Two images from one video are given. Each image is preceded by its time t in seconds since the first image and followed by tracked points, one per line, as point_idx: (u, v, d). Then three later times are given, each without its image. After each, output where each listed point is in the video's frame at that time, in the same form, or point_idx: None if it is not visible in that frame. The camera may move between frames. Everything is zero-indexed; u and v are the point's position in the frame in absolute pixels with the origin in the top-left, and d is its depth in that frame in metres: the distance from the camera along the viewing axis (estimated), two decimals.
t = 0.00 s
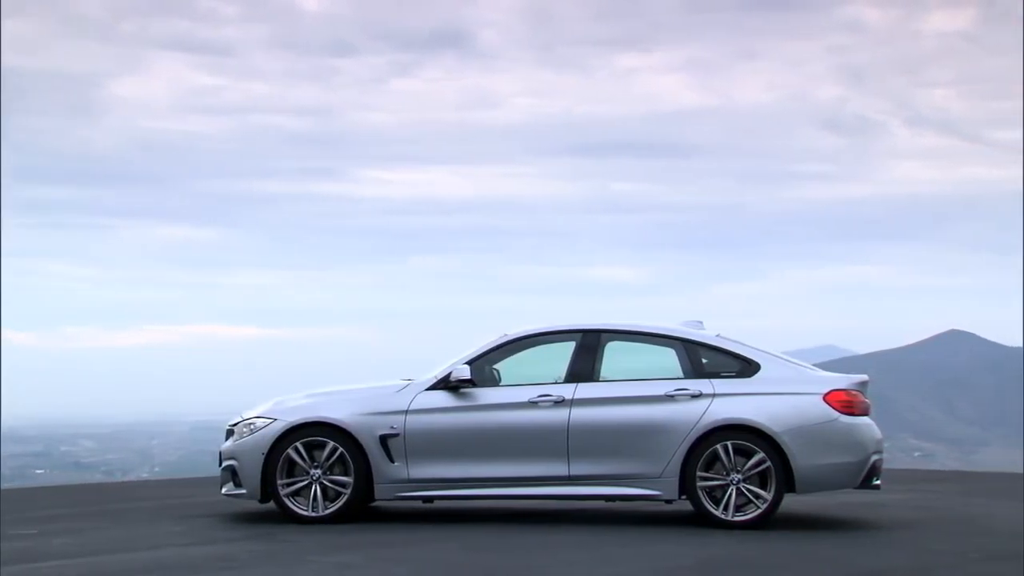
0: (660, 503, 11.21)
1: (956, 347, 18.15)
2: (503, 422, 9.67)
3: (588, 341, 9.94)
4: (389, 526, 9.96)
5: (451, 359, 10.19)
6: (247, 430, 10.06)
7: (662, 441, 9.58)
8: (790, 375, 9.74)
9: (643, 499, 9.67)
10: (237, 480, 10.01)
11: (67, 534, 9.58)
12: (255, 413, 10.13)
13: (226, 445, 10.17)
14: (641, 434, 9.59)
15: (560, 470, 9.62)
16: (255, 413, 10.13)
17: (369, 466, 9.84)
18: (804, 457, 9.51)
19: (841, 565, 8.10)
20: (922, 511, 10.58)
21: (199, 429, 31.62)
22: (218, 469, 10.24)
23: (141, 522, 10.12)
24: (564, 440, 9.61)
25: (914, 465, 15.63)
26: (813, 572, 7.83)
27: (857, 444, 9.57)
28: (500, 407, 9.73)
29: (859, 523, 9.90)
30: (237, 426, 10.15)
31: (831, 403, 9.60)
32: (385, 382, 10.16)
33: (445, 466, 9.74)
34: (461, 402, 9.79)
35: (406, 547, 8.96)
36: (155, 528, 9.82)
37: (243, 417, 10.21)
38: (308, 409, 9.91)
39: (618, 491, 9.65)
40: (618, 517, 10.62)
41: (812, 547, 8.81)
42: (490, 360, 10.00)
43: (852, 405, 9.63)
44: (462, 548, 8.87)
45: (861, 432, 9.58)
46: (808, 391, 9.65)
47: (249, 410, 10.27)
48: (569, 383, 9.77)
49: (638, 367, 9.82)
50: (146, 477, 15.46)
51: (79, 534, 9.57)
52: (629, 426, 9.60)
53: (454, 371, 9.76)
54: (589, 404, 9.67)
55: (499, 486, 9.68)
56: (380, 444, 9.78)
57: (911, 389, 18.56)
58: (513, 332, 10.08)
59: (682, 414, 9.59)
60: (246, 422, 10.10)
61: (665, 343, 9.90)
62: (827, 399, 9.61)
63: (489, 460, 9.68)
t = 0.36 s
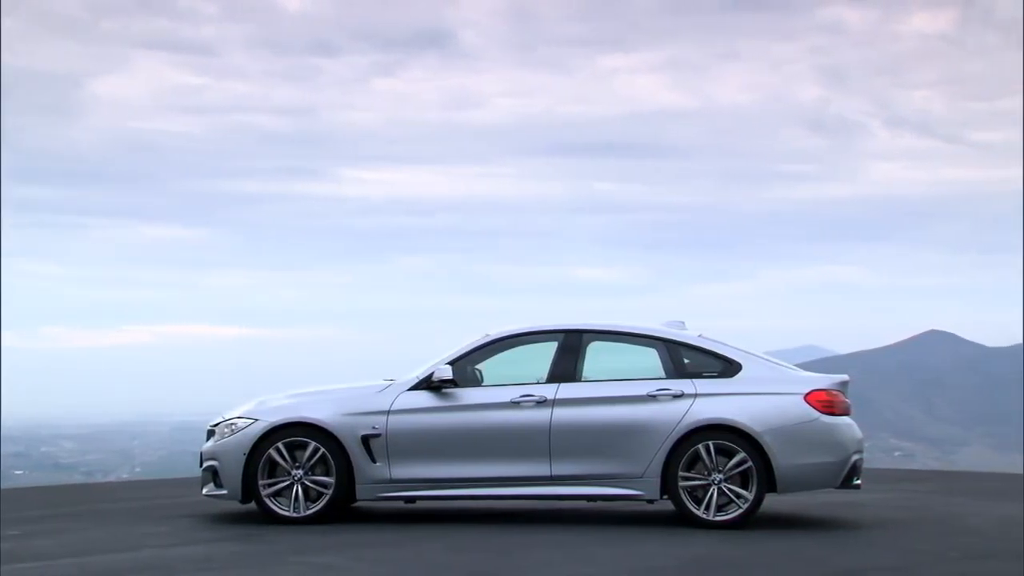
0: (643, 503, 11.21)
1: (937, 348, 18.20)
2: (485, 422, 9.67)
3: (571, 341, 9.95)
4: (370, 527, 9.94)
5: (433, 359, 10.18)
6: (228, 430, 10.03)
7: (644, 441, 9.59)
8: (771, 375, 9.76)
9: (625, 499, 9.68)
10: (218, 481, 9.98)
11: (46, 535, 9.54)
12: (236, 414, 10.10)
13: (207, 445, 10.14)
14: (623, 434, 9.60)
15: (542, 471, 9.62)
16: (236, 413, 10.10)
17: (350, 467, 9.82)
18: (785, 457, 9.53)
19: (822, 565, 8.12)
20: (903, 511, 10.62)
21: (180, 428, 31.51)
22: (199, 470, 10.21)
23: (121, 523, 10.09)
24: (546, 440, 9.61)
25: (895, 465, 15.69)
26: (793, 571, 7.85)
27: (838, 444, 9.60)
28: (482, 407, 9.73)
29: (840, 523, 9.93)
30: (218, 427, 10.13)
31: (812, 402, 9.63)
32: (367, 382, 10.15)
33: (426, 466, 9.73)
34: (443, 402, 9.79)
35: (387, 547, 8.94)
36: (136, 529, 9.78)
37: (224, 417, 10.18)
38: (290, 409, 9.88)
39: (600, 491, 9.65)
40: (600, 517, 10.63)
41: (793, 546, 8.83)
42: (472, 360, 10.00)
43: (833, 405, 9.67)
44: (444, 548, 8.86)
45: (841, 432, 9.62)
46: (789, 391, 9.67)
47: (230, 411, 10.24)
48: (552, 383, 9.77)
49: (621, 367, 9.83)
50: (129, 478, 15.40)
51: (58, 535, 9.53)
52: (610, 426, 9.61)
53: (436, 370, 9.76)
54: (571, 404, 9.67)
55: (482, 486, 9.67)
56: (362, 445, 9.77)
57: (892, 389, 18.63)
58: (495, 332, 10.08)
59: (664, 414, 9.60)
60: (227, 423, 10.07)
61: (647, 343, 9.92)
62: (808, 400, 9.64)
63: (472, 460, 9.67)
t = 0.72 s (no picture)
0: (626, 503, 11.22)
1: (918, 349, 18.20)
2: (468, 422, 9.66)
3: (554, 341, 9.95)
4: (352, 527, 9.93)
5: (416, 359, 10.17)
6: (209, 431, 10.00)
7: (627, 441, 9.60)
8: (753, 375, 9.78)
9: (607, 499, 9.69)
10: (199, 481, 9.95)
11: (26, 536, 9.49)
12: (217, 414, 10.07)
13: (188, 446, 10.11)
14: (605, 434, 9.61)
15: (525, 471, 9.62)
16: (217, 413, 10.07)
17: (332, 467, 9.80)
18: (766, 457, 9.55)
19: (803, 564, 8.14)
20: (883, 510, 10.65)
21: (161, 428, 31.39)
22: (180, 470, 10.18)
23: (102, 524, 10.05)
24: (529, 440, 9.61)
25: (876, 464, 15.74)
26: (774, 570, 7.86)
27: (819, 444, 9.63)
28: (465, 407, 9.72)
29: (821, 522, 9.95)
30: (199, 428, 10.09)
31: (793, 402, 9.66)
32: (350, 382, 10.13)
33: (409, 467, 9.72)
34: (426, 402, 9.78)
35: (369, 547, 8.93)
36: (117, 530, 9.74)
37: (206, 418, 10.15)
38: (272, 409, 9.86)
39: (583, 491, 9.66)
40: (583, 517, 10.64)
41: (774, 546, 8.85)
42: (455, 360, 9.99)
43: (814, 405, 9.69)
44: (426, 549, 8.85)
45: (822, 431, 9.64)
46: (771, 391, 9.70)
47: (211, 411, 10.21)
48: (535, 383, 9.77)
49: (603, 367, 9.84)
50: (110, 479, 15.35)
51: (38, 536, 9.48)
52: (593, 427, 9.62)
53: (419, 371, 9.75)
54: (554, 404, 9.67)
55: (464, 487, 9.67)
56: (344, 445, 9.75)
57: (873, 388, 18.69)
58: (479, 332, 10.07)
59: (646, 414, 9.61)
60: (208, 423, 10.04)
61: (630, 343, 9.92)
62: (789, 399, 9.66)
63: (454, 460, 9.66)
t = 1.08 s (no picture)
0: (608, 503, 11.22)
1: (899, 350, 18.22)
2: (452, 422, 9.66)
3: (537, 341, 9.95)
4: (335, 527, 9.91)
5: (399, 359, 10.16)
6: (191, 431, 9.97)
7: (610, 441, 9.60)
8: (736, 375, 9.80)
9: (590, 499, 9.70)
10: (181, 482, 9.93)
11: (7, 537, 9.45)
12: (199, 414, 10.04)
13: (169, 446, 10.08)
14: (589, 434, 9.61)
15: (508, 471, 9.62)
16: (199, 414, 10.04)
17: (315, 468, 9.79)
18: (749, 457, 9.57)
19: (785, 564, 8.16)
20: (865, 510, 10.68)
21: (143, 427, 31.30)
22: (162, 471, 10.15)
23: (84, 525, 10.01)
24: (512, 440, 9.61)
25: (857, 464, 15.79)
26: (756, 569, 7.88)
27: (802, 444, 9.65)
28: (448, 407, 9.71)
29: (803, 522, 9.98)
30: (181, 428, 10.06)
31: (775, 402, 9.68)
32: (333, 382, 10.11)
33: (392, 467, 9.71)
34: (409, 402, 9.77)
35: (352, 548, 8.91)
36: (98, 531, 9.71)
37: (188, 418, 10.12)
38: (254, 409, 9.84)
39: (566, 491, 9.67)
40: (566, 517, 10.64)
41: (757, 546, 8.87)
42: (438, 360, 9.99)
43: (796, 405, 9.72)
44: (408, 549, 8.84)
45: (805, 431, 9.67)
46: (753, 391, 9.72)
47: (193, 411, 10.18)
48: (518, 383, 9.77)
49: (587, 367, 9.85)
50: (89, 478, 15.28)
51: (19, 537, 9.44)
52: (576, 427, 9.62)
53: (402, 370, 9.74)
54: (537, 404, 9.67)
55: (448, 487, 9.66)
56: (327, 445, 9.74)
57: (855, 388, 18.76)
58: (462, 332, 10.07)
59: (629, 414, 9.62)
60: (190, 424, 10.01)
61: (613, 343, 9.93)
62: (771, 399, 9.69)
63: (438, 460, 9.65)
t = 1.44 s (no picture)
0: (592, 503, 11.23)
1: (879, 350, 18.28)
2: (435, 423, 9.65)
3: (520, 342, 9.95)
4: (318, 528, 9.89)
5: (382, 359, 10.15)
6: (173, 432, 9.94)
7: (593, 441, 9.61)
8: (719, 375, 9.82)
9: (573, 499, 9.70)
10: (163, 483, 9.89)
11: None
12: (181, 415, 10.01)
13: (152, 447, 10.04)
14: (572, 434, 9.62)
15: (491, 471, 9.61)
16: (181, 415, 10.01)
17: (298, 468, 9.76)
18: (732, 456, 9.59)
19: (768, 563, 8.18)
20: (848, 510, 10.71)
21: (124, 428, 31.20)
22: (144, 472, 10.11)
23: (65, 526, 9.96)
24: (495, 440, 9.61)
25: (839, 464, 15.83)
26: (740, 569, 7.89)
27: (784, 444, 9.67)
28: (431, 407, 9.70)
29: (786, 522, 10.00)
30: (163, 429, 10.03)
31: (758, 402, 9.70)
32: (316, 382, 10.09)
33: (375, 467, 9.69)
34: (392, 403, 9.76)
35: (335, 548, 8.89)
36: (79, 532, 9.66)
37: (169, 419, 10.08)
38: (237, 410, 9.81)
39: (549, 491, 9.67)
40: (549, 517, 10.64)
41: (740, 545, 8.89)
42: (422, 360, 9.98)
43: (779, 405, 9.74)
44: (390, 549, 8.83)
45: (787, 431, 9.69)
46: (736, 391, 9.73)
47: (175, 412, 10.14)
48: (501, 383, 9.77)
49: (570, 367, 9.85)
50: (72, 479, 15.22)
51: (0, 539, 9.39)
52: (559, 427, 9.62)
53: (385, 370, 9.72)
54: (520, 404, 9.67)
55: (431, 487, 9.65)
56: (310, 445, 9.71)
57: (836, 388, 18.82)
58: (445, 332, 10.06)
59: (612, 414, 9.63)
60: (172, 424, 9.98)
61: (596, 343, 9.94)
62: (754, 399, 9.70)
63: (421, 460, 9.64)
